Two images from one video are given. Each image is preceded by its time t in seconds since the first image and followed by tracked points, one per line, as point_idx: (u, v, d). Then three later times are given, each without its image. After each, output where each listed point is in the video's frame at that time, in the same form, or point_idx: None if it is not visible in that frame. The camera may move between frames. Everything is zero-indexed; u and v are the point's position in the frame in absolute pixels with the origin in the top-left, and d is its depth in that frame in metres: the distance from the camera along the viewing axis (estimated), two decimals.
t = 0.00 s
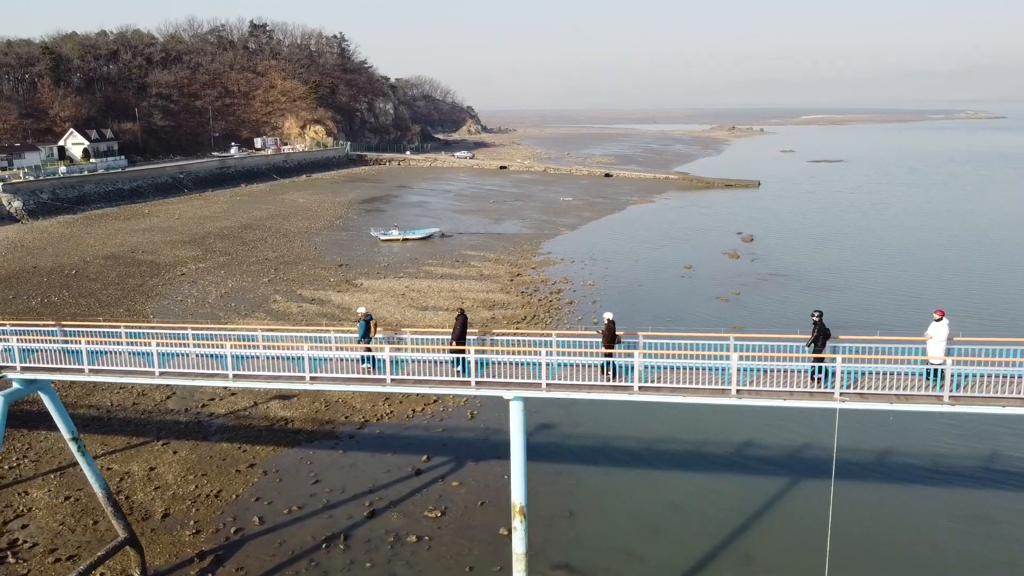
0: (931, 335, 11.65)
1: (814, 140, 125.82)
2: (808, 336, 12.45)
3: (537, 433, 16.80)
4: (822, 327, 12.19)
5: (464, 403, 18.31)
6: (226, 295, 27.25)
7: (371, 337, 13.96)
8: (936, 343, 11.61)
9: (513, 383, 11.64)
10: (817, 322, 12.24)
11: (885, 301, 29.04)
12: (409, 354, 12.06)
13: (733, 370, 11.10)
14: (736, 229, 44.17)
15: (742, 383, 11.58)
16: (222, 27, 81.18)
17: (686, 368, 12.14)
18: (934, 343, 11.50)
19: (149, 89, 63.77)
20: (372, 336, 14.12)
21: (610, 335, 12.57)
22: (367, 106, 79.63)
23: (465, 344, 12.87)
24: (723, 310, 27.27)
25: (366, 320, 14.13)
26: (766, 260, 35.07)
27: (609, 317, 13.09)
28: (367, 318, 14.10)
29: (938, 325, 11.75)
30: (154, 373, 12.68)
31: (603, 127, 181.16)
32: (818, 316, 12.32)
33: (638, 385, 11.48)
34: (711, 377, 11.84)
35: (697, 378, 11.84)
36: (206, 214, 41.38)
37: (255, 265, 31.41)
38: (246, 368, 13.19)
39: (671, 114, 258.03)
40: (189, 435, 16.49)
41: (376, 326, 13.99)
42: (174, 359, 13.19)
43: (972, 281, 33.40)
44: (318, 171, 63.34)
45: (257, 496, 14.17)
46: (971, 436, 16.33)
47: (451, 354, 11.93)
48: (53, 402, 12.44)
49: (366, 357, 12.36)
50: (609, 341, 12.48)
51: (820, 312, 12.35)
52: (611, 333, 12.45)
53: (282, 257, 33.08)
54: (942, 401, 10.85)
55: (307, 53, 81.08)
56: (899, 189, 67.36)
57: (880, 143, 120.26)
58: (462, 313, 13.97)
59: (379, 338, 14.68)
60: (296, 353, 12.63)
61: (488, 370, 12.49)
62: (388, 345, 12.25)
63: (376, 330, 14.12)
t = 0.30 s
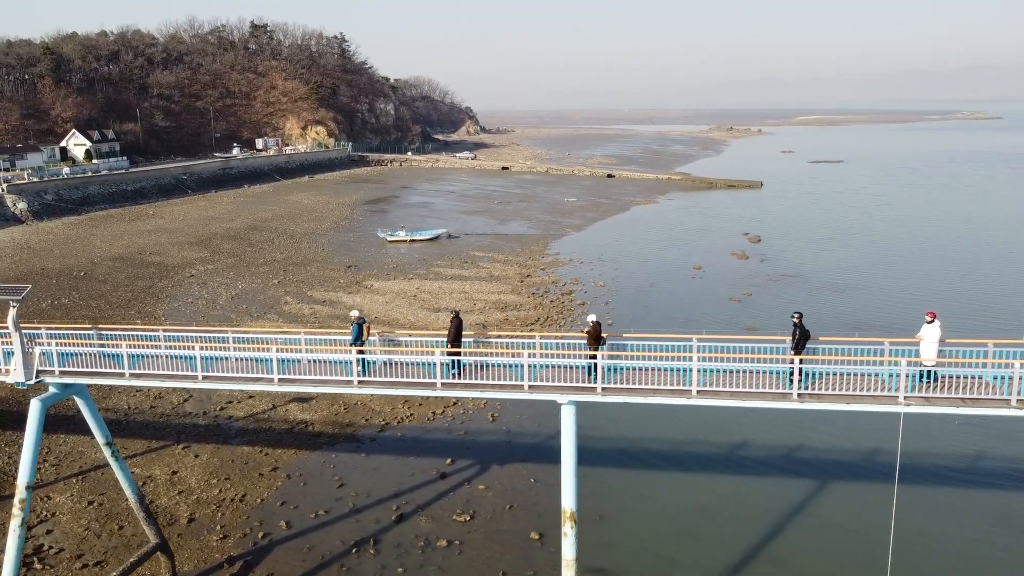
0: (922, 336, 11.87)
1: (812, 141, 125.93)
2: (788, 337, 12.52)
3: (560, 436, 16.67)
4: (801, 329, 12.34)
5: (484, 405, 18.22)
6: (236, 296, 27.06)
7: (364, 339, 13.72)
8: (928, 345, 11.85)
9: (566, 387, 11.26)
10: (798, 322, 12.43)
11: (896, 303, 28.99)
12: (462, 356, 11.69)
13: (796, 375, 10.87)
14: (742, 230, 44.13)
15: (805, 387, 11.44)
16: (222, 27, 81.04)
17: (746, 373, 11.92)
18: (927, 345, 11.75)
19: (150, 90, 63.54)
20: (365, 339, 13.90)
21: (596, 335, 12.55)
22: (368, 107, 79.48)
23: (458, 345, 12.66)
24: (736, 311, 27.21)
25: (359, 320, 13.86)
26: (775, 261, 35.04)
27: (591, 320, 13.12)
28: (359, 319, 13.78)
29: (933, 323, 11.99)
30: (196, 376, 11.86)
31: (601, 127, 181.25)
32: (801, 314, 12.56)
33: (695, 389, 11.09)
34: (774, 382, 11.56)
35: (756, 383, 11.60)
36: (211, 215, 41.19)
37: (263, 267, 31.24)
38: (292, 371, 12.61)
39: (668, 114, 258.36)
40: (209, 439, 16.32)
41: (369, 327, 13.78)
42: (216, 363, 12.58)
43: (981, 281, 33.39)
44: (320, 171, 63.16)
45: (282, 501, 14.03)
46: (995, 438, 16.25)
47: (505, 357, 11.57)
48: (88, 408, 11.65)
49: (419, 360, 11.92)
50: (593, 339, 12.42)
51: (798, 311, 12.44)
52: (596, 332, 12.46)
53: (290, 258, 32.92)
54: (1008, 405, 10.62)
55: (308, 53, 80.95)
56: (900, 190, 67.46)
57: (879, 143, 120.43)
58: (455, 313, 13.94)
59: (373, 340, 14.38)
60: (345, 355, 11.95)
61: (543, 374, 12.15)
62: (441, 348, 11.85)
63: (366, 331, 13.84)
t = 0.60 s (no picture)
0: (921, 336, 12.13)
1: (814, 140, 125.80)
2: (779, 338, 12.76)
3: (588, 437, 16.55)
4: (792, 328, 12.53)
5: (508, 406, 18.10)
6: (251, 295, 26.91)
7: (363, 339, 13.72)
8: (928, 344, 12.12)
9: (630, 389, 11.07)
10: (787, 324, 12.65)
11: (912, 302, 28.90)
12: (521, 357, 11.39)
13: (868, 376, 10.74)
14: (751, 229, 44.03)
15: (878, 389, 11.31)
16: (226, 25, 80.85)
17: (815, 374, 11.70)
18: (927, 345, 12.01)
19: (155, 88, 63.31)
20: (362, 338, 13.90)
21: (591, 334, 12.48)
22: (372, 105, 79.26)
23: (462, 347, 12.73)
24: (754, 310, 27.11)
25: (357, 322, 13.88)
26: (788, 261, 34.96)
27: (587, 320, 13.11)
28: (358, 320, 13.82)
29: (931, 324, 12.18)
30: (248, 377, 11.69)
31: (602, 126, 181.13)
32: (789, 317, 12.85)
33: (764, 393, 10.99)
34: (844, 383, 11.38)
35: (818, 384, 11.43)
36: (220, 214, 41.04)
37: (275, 266, 31.08)
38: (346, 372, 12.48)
39: (668, 113, 258.32)
40: (234, 439, 16.18)
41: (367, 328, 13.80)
42: (269, 363, 12.36)
43: (994, 280, 33.32)
44: (326, 170, 62.95)
45: (314, 502, 13.89)
46: None
47: (567, 358, 11.35)
48: (131, 408, 11.50)
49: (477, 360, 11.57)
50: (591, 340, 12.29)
51: (788, 314, 12.83)
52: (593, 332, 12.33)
53: (302, 257, 32.77)
54: None
55: (312, 51, 80.76)
56: (906, 189, 67.39)
57: (881, 142, 120.40)
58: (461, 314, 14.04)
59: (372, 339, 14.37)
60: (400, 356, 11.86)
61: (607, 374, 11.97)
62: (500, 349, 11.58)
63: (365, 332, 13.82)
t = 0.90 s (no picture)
0: (922, 340, 11.88)
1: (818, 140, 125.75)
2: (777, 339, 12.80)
3: (619, 440, 16.39)
4: (789, 331, 12.61)
5: (536, 409, 17.95)
6: (268, 296, 26.80)
7: (365, 341, 13.44)
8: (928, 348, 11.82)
9: (702, 393, 10.85)
10: (784, 325, 12.67)
11: (931, 304, 28.76)
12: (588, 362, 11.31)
13: (950, 380, 10.49)
14: (764, 230, 43.91)
15: (959, 395, 10.96)
16: (233, 25, 80.80)
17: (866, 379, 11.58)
18: (926, 348, 11.76)
19: (162, 88, 63.20)
20: (365, 341, 13.67)
21: (599, 337, 12.88)
22: (377, 105, 79.12)
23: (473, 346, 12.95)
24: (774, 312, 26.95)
25: (360, 323, 13.66)
26: (803, 262, 34.82)
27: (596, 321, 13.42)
28: (361, 321, 13.60)
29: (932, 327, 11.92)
30: (306, 382, 11.48)
31: (604, 127, 181.03)
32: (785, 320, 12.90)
33: (840, 397, 10.80)
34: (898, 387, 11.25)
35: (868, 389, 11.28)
36: (231, 214, 40.87)
37: (289, 266, 30.90)
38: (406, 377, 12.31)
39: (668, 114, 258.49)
40: (263, 442, 16.03)
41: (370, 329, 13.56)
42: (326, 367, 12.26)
43: (1009, 282, 33.19)
44: (333, 171, 62.77)
45: (347, 506, 13.73)
46: None
47: (635, 362, 11.17)
48: (178, 411, 11.49)
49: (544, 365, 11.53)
50: (597, 343, 12.76)
51: (786, 316, 12.77)
52: (599, 336, 12.79)
53: (317, 258, 32.62)
54: None
55: (318, 52, 80.67)
56: (914, 190, 67.25)
57: (885, 144, 120.35)
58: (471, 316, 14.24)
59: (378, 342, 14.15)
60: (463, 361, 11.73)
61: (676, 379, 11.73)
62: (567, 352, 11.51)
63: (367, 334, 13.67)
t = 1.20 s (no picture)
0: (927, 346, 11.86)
1: (822, 141, 125.69)
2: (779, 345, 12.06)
3: (652, 443, 16.22)
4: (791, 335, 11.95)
5: (565, 412, 17.77)
6: (286, 298, 26.62)
7: (370, 344, 13.05)
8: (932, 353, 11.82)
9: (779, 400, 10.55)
10: (786, 331, 11.91)
11: (952, 305, 28.58)
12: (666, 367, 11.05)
13: None
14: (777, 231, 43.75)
15: None
16: (239, 26, 80.75)
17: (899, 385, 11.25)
18: (927, 353, 11.85)
19: (169, 89, 63.10)
20: (371, 344, 13.32)
21: (611, 342, 12.87)
22: (384, 106, 78.99)
23: (489, 355, 12.87)
24: (795, 314, 26.78)
25: (366, 326, 13.28)
26: (820, 264, 34.64)
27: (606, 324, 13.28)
28: (367, 324, 13.22)
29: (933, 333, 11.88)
30: (369, 387, 11.33)
31: (607, 128, 181.09)
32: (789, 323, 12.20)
33: (924, 403, 10.41)
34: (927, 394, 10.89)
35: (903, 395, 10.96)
36: (243, 215, 40.72)
37: (305, 268, 30.74)
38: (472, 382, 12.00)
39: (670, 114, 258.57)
40: (293, 446, 15.89)
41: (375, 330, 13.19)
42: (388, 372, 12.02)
43: None
44: (340, 171, 62.60)
45: (385, 511, 13.56)
46: None
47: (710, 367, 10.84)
48: (229, 415, 11.38)
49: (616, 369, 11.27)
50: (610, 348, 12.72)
51: (789, 321, 12.08)
52: (612, 341, 12.69)
53: (332, 259, 32.46)
54: None
55: (324, 52, 80.59)
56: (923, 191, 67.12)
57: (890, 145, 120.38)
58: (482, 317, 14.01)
59: (375, 343, 13.94)
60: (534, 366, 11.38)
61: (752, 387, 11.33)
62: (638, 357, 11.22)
63: (374, 336, 13.31)
